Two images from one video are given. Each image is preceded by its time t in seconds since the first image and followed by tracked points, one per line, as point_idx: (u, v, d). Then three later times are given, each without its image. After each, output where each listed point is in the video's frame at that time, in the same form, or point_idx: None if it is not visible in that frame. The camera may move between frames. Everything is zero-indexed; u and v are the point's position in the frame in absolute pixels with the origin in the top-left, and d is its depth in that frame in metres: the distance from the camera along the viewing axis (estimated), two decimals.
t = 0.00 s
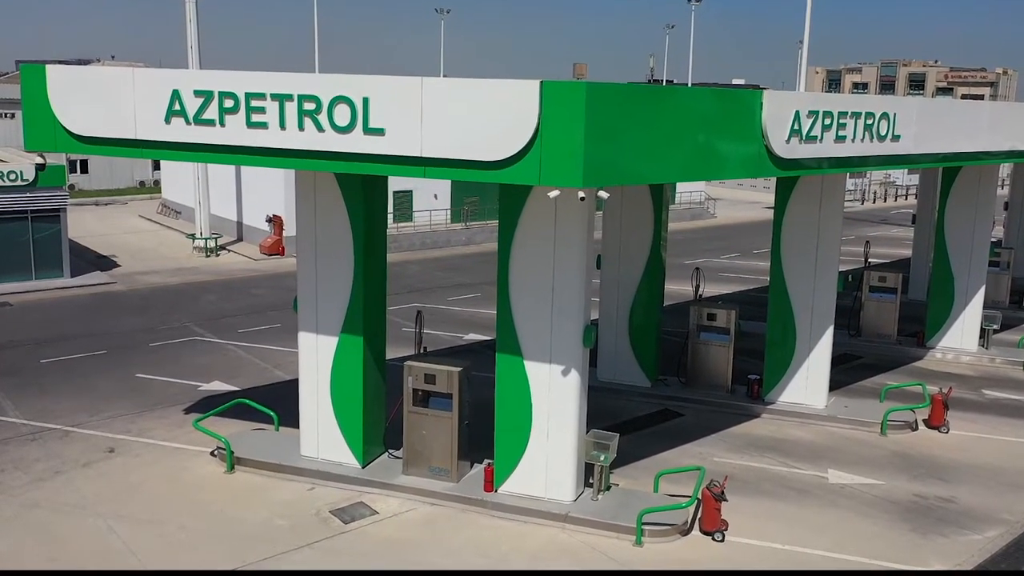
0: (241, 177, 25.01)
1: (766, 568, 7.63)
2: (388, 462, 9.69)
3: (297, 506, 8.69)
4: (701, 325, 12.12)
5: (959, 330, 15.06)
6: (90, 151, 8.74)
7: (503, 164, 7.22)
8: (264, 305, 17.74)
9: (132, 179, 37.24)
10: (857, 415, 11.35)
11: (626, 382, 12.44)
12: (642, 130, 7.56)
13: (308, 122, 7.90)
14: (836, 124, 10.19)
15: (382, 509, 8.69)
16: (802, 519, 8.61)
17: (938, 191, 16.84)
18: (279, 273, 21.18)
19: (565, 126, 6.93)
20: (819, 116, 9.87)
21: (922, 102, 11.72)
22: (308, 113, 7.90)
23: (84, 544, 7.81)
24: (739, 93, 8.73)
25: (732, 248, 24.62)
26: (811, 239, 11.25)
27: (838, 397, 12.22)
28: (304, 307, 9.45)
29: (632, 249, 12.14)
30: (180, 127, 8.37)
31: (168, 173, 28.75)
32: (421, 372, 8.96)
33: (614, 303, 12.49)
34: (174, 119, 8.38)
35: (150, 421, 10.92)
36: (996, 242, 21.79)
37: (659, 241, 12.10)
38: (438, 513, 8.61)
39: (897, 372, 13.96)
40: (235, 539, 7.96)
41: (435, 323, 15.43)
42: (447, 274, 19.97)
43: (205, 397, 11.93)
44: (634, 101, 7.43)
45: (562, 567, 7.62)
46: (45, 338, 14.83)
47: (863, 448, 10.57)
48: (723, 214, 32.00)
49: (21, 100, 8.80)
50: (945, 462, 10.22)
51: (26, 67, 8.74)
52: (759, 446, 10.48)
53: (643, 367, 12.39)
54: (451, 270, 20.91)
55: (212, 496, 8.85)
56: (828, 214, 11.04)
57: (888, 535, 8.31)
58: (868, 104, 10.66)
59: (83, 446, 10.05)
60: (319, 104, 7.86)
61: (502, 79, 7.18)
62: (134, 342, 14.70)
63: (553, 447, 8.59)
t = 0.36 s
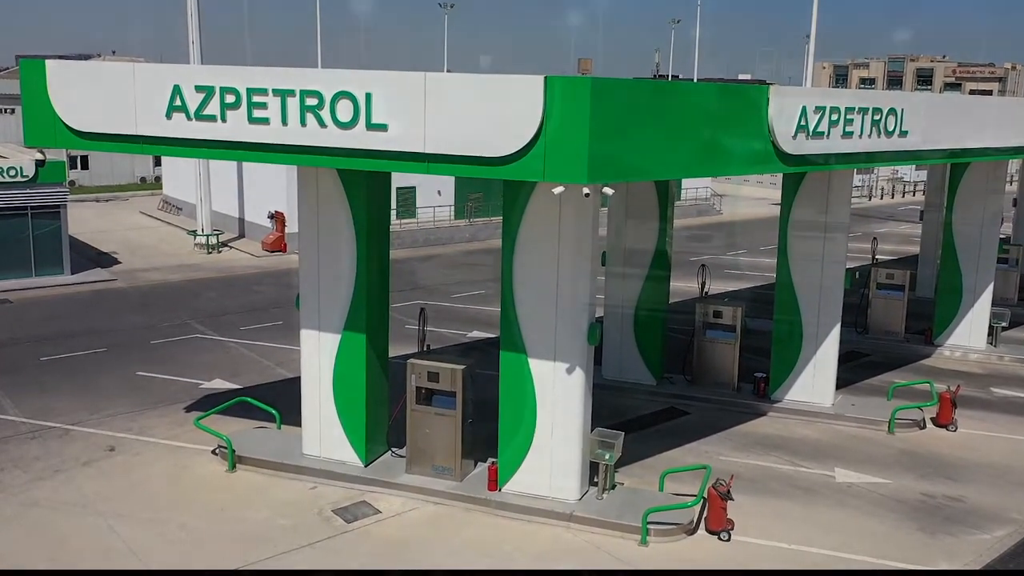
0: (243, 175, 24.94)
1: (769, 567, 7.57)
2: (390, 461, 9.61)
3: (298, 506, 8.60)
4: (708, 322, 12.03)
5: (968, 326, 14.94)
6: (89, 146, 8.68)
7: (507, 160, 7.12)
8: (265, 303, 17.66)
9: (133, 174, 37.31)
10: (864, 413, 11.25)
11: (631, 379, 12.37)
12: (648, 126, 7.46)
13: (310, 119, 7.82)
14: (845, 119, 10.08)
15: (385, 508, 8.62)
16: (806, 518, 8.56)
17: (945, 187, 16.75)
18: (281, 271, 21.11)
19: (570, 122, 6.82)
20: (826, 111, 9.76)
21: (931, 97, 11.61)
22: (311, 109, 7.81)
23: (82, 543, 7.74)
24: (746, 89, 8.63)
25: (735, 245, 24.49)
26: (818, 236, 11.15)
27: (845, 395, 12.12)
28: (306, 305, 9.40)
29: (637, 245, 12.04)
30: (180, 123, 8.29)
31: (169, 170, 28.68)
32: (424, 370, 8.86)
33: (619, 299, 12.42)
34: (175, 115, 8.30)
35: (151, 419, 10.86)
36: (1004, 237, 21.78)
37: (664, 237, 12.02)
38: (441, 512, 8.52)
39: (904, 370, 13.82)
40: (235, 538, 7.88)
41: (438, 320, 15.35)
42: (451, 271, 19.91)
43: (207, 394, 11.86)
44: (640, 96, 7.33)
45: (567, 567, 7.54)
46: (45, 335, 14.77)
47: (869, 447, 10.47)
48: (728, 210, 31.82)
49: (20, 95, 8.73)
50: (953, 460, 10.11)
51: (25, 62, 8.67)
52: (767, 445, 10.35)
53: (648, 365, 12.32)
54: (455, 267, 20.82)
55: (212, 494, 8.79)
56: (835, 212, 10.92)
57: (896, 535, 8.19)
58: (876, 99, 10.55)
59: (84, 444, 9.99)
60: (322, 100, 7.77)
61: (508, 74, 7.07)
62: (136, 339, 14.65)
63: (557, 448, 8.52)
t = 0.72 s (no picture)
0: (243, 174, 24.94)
1: (770, 568, 7.58)
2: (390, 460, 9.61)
3: (298, 506, 8.59)
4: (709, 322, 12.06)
5: (968, 326, 14.98)
6: (90, 146, 8.68)
7: (507, 160, 7.12)
8: (265, 303, 17.65)
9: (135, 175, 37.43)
10: (864, 413, 11.26)
11: (632, 380, 12.36)
12: (647, 126, 7.46)
13: (311, 119, 7.82)
14: (845, 118, 10.07)
15: (386, 508, 8.60)
16: (806, 518, 8.57)
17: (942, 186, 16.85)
18: (281, 271, 21.12)
19: (571, 123, 6.81)
20: (826, 110, 9.75)
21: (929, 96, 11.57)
22: (311, 110, 7.81)
23: (82, 543, 7.74)
24: (748, 89, 8.63)
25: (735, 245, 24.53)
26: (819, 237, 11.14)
27: (845, 395, 12.13)
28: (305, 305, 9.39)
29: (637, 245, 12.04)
30: (180, 123, 8.29)
31: (168, 170, 28.67)
32: (424, 370, 8.85)
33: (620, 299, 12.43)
34: (175, 115, 8.30)
35: (151, 419, 10.84)
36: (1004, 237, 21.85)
37: (664, 237, 12.03)
38: (441, 512, 8.51)
39: (904, 370, 13.83)
40: (235, 539, 7.87)
41: (438, 320, 15.37)
42: (451, 271, 19.95)
43: (207, 395, 11.85)
44: (640, 97, 7.33)
45: (567, 567, 7.53)
46: (45, 335, 14.76)
47: (870, 446, 10.47)
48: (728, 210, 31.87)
49: (19, 94, 8.72)
50: (954, 460, 10.11)
51: (25, 62, 8.66)
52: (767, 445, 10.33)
53: (649, 365, 12.33)
54: (456, 267, 20.81)
55: (212, 494, 8.79)
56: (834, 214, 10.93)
57: (897, 536, 8.18)
58: (877, 99, 10.55)
59: (84, 444, 9.98)
60: (322, 100, 7.76)
61: (509, 74, 7.06)
62: (136, 340, 14.63)
63: (556, 446, 8.51)
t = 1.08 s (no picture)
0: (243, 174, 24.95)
1: (770, 567, 7.58)
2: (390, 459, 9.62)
3: (298, 506, 8.58)
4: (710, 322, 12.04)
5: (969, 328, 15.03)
6: (92, 146, 8.68)
7: (507, 160, 7.11)
8: (265, 302, 17.66)
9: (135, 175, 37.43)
10: (864, 413, 11.27)
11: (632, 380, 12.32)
12: (646, 126, 7.47)
13: (313, 119, 7.80)
14: (846, 118, 10.09)
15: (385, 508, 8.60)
16: (806, 517, 8.57)
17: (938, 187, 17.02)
18: (281, 271, 21.13)
19: (570, 123, 6.81)
20: (825, 112, 9.73)
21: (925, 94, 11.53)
22: (313, 110, 7.80)
23: (82, 543, 7.73)
24: (749, 88, 8.61)
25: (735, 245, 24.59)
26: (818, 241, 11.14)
27: (845, 395, 12.14)
28: (304, 305, 9.39)
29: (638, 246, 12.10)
30: (182, 123, 8.29)
31: (168, 170, 28.66)
32: (423, 370, 8.89)
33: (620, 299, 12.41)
34: (174, 115, 8.31)
35: (151, 419, 10.84)
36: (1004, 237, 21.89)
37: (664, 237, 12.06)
38: (441, 512, 8.50)
39: (904, 370, 13.85)
40: (235, 538, 7.86)
41: (438, 319, 15.39)
42: (451, 271, 19.98)
43: (207, 395, 11.86)
44: (639, 96, 7.32)
45: (568, 566, 7.54)
46: (44, 335, 14.75)
47: (870, 446, 10.47)
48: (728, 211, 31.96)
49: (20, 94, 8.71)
50: (953, 460, 10.12)
51: (24, 61, 8.64)
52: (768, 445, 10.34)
53: (649, 365, 12.29)
54: (456, 267, 20.86)
55: (212, 494, 8.78)
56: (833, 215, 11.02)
57: (898, 536, 8.18)
58: (877, 99, 10.57)
59: (84, 444, 9.98)
60: (325, 101, 7.75)
61: (510, 75, 7.05)
62: (136, 340, 14.62)
63: (555, 444, 8.55)
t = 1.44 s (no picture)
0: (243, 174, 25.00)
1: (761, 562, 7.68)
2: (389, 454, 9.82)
3: (296, 503, 8.68)
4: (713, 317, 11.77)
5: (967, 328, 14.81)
6: (104, 147, 8.89)
7: (507, 160, 7.33)
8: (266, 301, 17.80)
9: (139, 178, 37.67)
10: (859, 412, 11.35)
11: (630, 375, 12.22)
12: (640, 126, 7.69)
13: (320, 121, 7.98)
14: (844, 118, 10.48)
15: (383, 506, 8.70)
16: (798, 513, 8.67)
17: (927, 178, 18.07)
18: (281, 271, 21.25)
19: (566, 124, 7.02)
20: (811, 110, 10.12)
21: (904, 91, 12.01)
22: (322, 113, 7.97)
23: (84, 543, 7.88)
24: (740, 89, 8.85)
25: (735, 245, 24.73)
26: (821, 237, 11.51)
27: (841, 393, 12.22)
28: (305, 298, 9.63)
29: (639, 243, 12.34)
30: (193, 125, 8.46)
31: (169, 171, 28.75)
32: (423, 370, 9.54)
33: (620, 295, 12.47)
34: (176, 115, 8.49)
35: (154, 419, 10.98)
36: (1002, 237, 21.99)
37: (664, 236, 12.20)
38: (438, 510, 8.60)
39: (900, 368, 13.94)
40: (235, 538, 7.98)
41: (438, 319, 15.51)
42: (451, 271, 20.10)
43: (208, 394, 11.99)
44: (634, 96, 7.53)
45: (561, 563, 7.64)
46: (48, 336, 14.90)
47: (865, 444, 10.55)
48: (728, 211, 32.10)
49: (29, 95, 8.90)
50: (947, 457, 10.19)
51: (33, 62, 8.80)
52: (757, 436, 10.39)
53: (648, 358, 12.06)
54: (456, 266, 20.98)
55: (212, 493, 8.90)
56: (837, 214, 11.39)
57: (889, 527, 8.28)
58: (877, 99, 10.93)
59: (87, 445, 10.13)
60: (333, 104, 7.92)
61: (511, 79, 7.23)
62: (138, 340, 14.77)
63: (551, 436, 8.97)
